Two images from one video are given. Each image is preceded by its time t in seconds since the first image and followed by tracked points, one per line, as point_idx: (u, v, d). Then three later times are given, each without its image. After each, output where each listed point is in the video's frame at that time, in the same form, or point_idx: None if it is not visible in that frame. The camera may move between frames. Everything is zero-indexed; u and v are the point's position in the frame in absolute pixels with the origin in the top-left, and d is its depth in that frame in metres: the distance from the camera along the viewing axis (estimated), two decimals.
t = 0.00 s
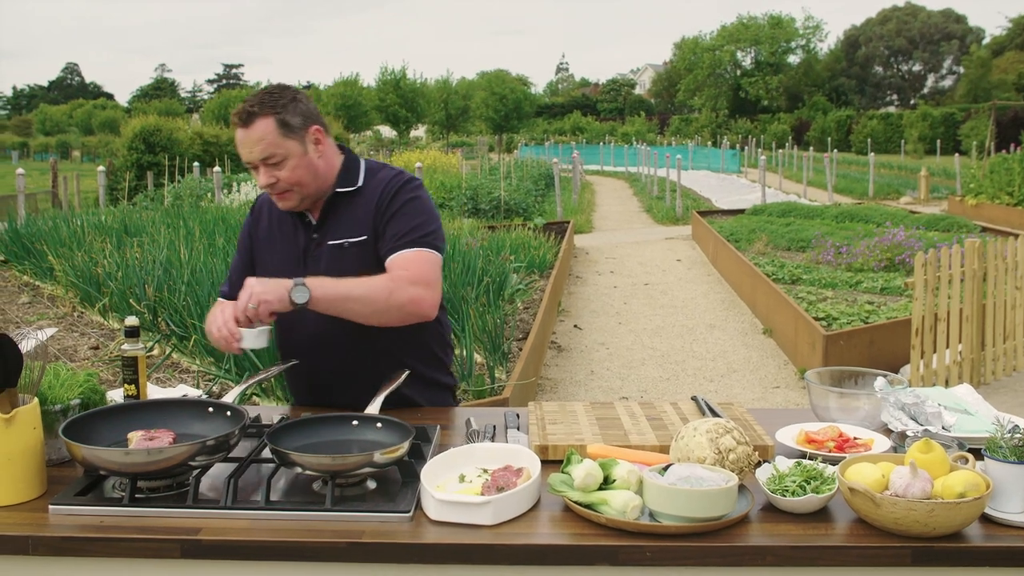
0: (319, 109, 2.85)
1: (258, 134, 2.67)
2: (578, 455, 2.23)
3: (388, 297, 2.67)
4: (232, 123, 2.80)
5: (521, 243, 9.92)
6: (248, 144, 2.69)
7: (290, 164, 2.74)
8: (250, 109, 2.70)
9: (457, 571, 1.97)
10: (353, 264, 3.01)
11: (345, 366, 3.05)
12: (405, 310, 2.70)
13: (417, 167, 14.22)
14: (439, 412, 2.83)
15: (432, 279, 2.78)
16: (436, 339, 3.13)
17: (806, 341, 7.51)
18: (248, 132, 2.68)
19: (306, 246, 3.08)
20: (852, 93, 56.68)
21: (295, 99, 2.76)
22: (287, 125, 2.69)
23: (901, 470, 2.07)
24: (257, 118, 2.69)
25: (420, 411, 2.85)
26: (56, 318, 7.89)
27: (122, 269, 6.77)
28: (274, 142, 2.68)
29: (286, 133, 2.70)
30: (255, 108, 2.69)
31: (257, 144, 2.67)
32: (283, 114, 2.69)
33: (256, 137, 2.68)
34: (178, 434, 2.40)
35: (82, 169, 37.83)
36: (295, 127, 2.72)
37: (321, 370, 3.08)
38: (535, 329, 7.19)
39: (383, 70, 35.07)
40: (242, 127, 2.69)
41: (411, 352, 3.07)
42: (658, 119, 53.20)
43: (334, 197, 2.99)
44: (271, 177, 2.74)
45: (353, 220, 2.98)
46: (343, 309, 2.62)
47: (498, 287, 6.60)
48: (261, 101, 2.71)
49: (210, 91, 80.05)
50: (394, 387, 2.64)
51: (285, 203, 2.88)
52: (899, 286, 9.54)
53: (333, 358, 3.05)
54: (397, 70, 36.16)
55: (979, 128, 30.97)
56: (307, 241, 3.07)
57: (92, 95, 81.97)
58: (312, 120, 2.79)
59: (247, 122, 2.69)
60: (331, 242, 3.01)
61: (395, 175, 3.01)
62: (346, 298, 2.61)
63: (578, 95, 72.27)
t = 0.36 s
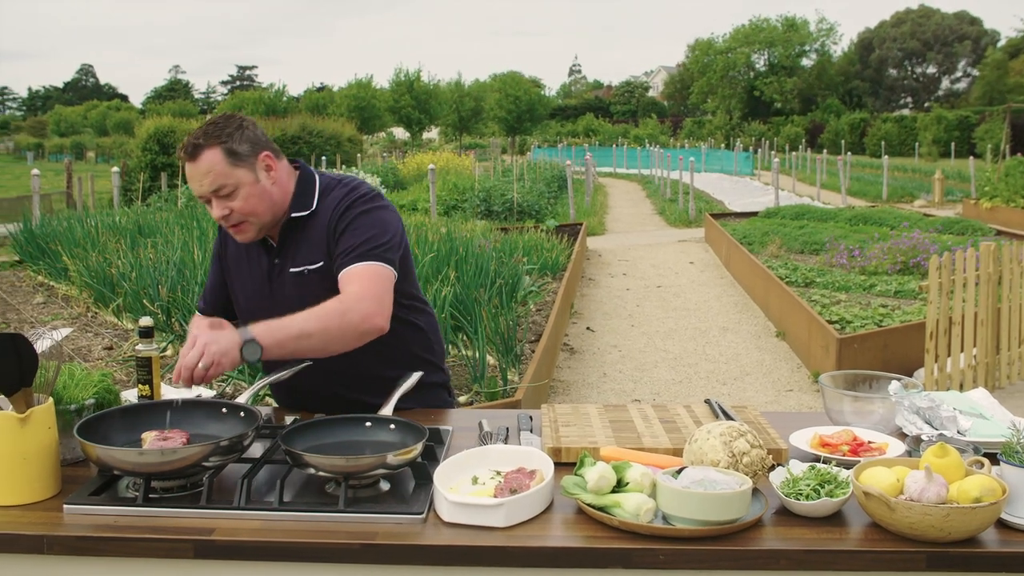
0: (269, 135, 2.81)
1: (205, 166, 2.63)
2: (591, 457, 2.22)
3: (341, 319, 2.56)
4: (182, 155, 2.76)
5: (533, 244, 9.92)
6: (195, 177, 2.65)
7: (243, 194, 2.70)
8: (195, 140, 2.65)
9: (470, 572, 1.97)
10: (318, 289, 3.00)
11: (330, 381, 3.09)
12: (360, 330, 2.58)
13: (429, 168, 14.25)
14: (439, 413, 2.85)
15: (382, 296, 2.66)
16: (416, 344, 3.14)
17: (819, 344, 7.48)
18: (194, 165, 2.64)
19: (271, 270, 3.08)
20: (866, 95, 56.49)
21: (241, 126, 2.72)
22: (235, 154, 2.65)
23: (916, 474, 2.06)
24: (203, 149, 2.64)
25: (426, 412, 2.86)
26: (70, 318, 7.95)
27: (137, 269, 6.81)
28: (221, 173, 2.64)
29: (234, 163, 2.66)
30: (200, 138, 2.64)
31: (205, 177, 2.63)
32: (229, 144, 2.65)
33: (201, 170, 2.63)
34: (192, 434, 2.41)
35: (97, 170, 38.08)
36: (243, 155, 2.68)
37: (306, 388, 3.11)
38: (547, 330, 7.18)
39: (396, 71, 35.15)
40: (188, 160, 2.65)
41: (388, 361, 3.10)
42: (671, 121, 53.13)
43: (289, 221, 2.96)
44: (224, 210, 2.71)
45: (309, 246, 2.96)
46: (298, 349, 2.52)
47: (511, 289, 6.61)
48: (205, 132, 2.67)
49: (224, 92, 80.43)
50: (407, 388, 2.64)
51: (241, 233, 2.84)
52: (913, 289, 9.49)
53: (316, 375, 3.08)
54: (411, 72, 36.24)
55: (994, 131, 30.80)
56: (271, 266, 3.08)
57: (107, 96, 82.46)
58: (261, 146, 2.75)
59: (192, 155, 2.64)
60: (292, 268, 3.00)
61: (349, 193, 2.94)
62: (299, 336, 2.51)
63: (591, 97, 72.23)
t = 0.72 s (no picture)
0: (251, 153, 2.79)
1: (191, 191, 2.61)
2: (603, 456, 2.22)
3: (333, 316, 2.54)
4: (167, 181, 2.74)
5: (544, 243, 9.91)
6: (182, 202, 2.64)
7: (231, 215, 2.70)
8: (179, 165, 2.62)
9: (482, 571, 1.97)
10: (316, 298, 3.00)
11: (339, 385, 3.10)
12: (355, 324, 2.56)
13: (440, 167, 14.25)
14: (451, 411, 2.85)
15: (375, 290, 2.63)
16: (422, 342, 3.13)
17: (831, 342, 7.45)
18: (180, 190, 2.63)
19: (269, 284, 3.08)
20: (877, 93, 56.24)
21: (224, 146, 2.71)
22: (219, 175, 2.63)
23: (930, 472, 2.04)
24: (187, 173, 2.62)
25: (438, 411, 2.87)
26: (82, 317, 7.98)
27: (148, 268, 6.84)
28: (208, 196, 2.62)
29: (220, 183, 2.64)
30: (183, 163, 2.62)
31: (192, 202, 2.62)
32: (212, 165, 2.63)
33: (188, 195, 2.62)
34: (203, 432, 2.42)
35: (108, 169, 38.21)
36: (228, 176, 2.66)
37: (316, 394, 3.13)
38: (558, 329, 7.18)
39: (407, 70, 35.16)
40: (174, 186, 2.63)
41: (393, 363, 3.10)
42: (682, 120, 53.00)
43: (281, 234, 2.95)
44: (215, 232, 2.70)
45: (304, 255, 2.95)
46: (294, 348, 2.51)
47: (521, 288, 6.60)
48: (187, 157, 2.65)
49: (236, 91, 80.60)
50: (419, 388, 2.63)
51: (233, 253, 2.84)
52: (925, 288, 9.44)
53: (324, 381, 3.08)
54: (421, 70, 36.24)
55: (1007, 129, 30.63)
56: (269, 280, 3.08)
57: (119, 96, 82.78)
58: (244, 165, 2.74)
59: (177, 180, 2.62)
60: (290, 278, 3.00)
61: (335, 199, 2.92)
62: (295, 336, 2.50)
63: (601, 95, 72.15)
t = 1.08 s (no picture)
0: (280, 145, 2.77)
1: (221, 186, 2.60)
2: (617, 455, 2.21)
3: (356, 313, 2.52)
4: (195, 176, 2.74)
5: (556, 242, 9.89)
6: (213, 198, 2.63)
7: (261, 209, 2.69)
8: (208, 161, 2.62)
9: (493, 570, 1.96)
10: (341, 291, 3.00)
11: (358, 384, 3.09)
12: (376, 323, 2.55)
13: (451, 165, 14.23)
14: (467, 410, 2.84)
15: (396, 290, 2.63)
16: (442, 341, 3.14)
17: (843, 342, 7.42)
18: (210, 185, 2.62)
19: (293, 277, 3.08)
20: (890, 92, 56.00)
21: (251, 140, 2.69)
22: (249, 172, 2.63)
23: (946, 474, 2.03)
24: (217, 169, 2.61)
25: (453, 410, 2.86)
26: (95, 314, 8.01)
27: (160, 265, 6.86)
28: (238, 191, 2.62)
29: (249, 180, 2.63)
30: (212, 158, 2.62)
31: (222, 197, 2.62)
32: (241, 161, 2.61)
33: (217, 190, 2.61)
34: (216, 429, 2.42)
35: (120, 166, 38.38)
36: (256, 172, 2.64)
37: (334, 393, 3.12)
38: (569, 328, 7.17)
39: (418, 68, 35.15)
40: (203, 181, 2.63)
41: (414, 362, 3.10)
42: (693, 119, 52.85)
43: (308, 227, 2.95)
44: (245, 226, 2.70)
45: (329, 248, 2.95)
46: (320, 343, 2.48)
47: (533, 286, 6.60)
48: (216, 151, 2.65)
49: (248, 88, 80.80)
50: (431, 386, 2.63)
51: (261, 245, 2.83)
52: (938, 288, 9.39)
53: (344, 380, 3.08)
54: (433, 68, 36.23)
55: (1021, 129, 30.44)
56: (294, 273, 3.08)
57: (132, 92, 83.07)
58: (272, 159, 2.72)
59: (207, 176, 2.62)
60: (315, 271, 3.00)
61: (364, 194, 2.94)
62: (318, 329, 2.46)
63: (614, 93, 72.01)
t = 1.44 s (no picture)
0: (364, 125, 2.77)
1: (294, 156, 2.69)
2: (623, 457, 2.21)
3: (425, 317, 2.65)
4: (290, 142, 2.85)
5: (562, 244, 9.90)
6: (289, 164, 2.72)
7: (327, 183, 2.72)
8: (288, 130, 2.72)
9: (498, 572, 1.96)
10: (406, 275, 2.98)
11: (395, 366, 3.07)
12: (439, 331, 2.67)
13: (457, 167, 14.24)
14: (484, 413, 2.83)
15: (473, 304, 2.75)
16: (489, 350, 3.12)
17: (850, 345, 7.41)
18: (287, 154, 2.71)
19: (361, 251, 3.07)
20: (897, 96, 55.92)
21: (331, 117, 2.72)
22: (318, 147, 2.66)
23: (954, 478, 2.02)
24: (293, 140, 2.70)
25: (468, 412, 2.85)
26: (101, 315, 8.04)
27: (167, 267, 6.89)
28: (305, 164, 2.68)
29: (317, 156, 2.67)
30: (292, 129, 2.71)
31: (294, 165, 2.70)
32: (313, 137, 2.66)
33: (291, 159, 2.71)
34: (223, 431, 2.42)
35: (127, 168, 38.56)
36: (327, 150, 2.67)
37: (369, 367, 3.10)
38: (576, 330, 7.16)
39: (425, 70, 35.19)
40: (284, 147, 2.74)
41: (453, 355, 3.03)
42: (700, 122, 52.80)
43: (389, 206, 2.96)
44: (312, 195, 2.75)
45: (404, 232, 2.96)
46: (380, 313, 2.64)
47: (540, 289, 6.61)
48: (300, 122, 2.72)
49: (255, 91, 81.00)
50: (441, 387, 2.63)
51: (333, 215, 2.88)
52: (945, 291, 9.37)
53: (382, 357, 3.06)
54: (439, 70, 36.27)
55: None
56: (363, 246, 3.06)
57: (139, 94, 83.17)
58: (348, 138, 2.72)
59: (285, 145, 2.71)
60: (384, 248, 2.99)
61: (454, 187, 2.96)
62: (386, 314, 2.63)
63: (620, 96, 71.99)
